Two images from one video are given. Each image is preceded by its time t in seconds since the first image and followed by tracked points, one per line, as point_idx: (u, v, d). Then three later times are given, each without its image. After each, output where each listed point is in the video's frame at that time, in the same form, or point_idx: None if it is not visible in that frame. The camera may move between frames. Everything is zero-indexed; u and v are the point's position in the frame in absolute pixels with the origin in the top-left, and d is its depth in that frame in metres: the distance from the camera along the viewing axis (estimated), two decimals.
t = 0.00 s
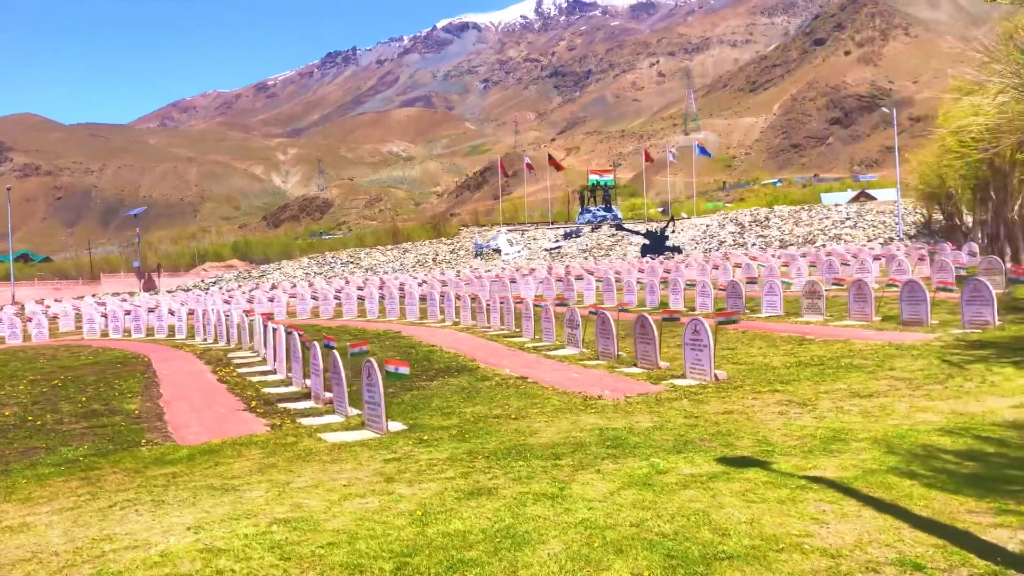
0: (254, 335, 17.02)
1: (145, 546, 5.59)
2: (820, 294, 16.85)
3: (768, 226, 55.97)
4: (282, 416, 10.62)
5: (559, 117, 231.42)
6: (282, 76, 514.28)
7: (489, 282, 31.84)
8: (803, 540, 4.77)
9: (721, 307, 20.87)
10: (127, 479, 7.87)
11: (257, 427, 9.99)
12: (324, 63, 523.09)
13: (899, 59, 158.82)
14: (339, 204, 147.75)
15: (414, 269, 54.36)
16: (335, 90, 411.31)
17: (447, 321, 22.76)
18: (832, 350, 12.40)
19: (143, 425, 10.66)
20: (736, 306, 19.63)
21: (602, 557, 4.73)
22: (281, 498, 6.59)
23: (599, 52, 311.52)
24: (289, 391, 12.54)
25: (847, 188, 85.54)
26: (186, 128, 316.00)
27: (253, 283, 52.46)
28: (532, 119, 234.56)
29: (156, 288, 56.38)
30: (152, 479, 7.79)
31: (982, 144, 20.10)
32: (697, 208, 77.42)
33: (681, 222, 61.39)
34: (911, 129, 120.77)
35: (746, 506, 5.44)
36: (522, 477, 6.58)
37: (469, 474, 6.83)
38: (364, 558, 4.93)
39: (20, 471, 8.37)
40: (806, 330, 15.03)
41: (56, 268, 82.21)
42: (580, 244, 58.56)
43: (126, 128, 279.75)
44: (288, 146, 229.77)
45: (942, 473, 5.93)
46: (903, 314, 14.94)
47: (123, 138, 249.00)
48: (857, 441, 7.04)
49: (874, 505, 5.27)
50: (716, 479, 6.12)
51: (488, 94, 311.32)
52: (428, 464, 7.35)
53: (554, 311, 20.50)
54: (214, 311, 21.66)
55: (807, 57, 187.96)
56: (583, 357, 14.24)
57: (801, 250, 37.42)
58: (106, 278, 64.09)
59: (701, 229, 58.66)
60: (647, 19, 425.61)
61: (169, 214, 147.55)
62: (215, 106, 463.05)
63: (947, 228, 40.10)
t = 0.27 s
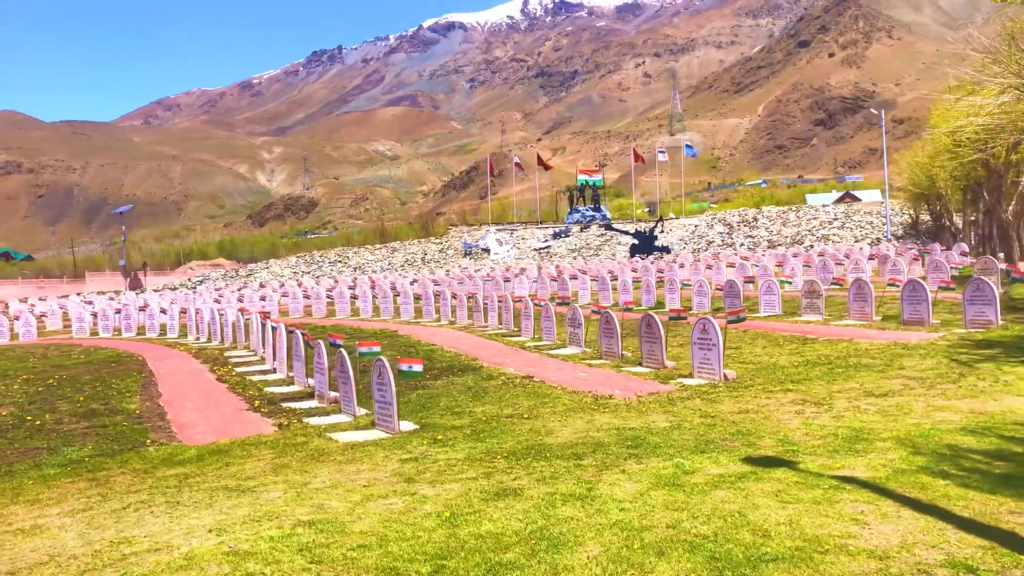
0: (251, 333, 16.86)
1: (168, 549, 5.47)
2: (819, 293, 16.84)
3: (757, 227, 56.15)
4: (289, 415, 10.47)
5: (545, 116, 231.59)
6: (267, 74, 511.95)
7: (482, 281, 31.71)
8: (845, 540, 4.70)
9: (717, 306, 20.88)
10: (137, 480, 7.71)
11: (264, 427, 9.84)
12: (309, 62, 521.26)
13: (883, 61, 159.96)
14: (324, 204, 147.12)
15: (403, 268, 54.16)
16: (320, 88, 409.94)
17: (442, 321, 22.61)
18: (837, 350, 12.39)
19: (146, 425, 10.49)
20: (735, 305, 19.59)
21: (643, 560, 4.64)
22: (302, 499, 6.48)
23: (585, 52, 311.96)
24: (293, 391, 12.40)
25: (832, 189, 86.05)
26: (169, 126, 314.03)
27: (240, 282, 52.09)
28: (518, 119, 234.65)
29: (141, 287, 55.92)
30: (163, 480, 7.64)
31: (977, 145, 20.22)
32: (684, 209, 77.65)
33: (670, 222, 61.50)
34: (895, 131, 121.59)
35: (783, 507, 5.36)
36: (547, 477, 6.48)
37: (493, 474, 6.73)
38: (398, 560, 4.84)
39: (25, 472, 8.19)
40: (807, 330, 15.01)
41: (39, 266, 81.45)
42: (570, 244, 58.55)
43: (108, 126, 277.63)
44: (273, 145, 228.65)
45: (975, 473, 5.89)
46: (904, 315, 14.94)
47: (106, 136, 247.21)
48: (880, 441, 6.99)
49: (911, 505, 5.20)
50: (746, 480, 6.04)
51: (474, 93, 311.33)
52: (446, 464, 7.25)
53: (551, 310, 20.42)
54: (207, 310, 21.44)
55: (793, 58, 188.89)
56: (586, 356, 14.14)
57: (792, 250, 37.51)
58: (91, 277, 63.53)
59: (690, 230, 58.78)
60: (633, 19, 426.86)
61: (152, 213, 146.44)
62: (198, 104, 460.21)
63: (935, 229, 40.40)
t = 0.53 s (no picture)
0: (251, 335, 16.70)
1: (193, 553, 5.32)
2: (824, 294, 16.76)
3: (750, 229, 56.20)
4: (298, 416, 10.29)
5: (535, 120, 231.83)
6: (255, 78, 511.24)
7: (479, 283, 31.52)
8: (897, 542, 4.56)
9: (718, 307, 20.79)
10: (150, 483, 7.53)
11: (275, 428, 9.64)
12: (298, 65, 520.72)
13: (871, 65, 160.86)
14: (313, 207, 146.54)
15: (395, 272, 53.92)
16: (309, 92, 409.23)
17: (442, 322, 22.47)
18: (850, 349, 12.29)
19: (152, 427, 10.29)
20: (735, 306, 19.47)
21: (695, 562, 4.49)
22: (325, 500, 6.34)
23: (575, 55, 312.74)
24: (298, 393, 12.23)
25: (822, 192, 86.38)
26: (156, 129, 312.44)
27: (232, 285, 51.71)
28: (507, 122, 234.81)
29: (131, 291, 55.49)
30: (176, 481, 7.49)
31: (979, 146, 20.19)
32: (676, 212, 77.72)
33: (663, 225, 61.55)
34: (883, 135, 122.21)
35: (828, 507, 5.20)
36: (577, 477, 6.32)
37: (516, 474, 6.58)
38: (440, 563, 4.68)
39: (34, 475, 8.00)
40: (815, 329, 14.91)
41: (27, 271, 80.79)
42: (563, 246, 58.43)
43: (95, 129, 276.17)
44: (261, 148, 227.87)
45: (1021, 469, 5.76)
46: (913, 314, 14.85)
47: (93, 140, 245.85)
48: (914, 438, 6.84)
49: (960, 508, 5.05)
50: (783, 479, 5.90)
51: (464, 96, 311.45)
52: (471, 465, 7.09)
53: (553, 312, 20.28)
54: (205, 312, 21.19)
55: (781, 62, 189.88)
56: (594, 357, 14.01)
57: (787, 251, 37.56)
58: (81, 280, 63.01)
59: (683, 232, 58.80)
60: (621, 23, 428.70)
61: (141, 217, 145.50)
62: (186, 107, 458.25)
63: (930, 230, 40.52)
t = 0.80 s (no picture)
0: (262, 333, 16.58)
1: (232, 555, 5.19)
2: (838, 291, 16.67)
3: (752, 227, 56.09)
4: (318, 415, 10.18)
5: (533, 117, 231.58)
6: (253, 75, 510.60)
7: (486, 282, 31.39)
8: (966, 547, 4.43)
9: (729, 304, 20.70)
10: (175, 482, 7.43)
11: (296, 427, 9.52)
12: (296, 62, 520.11)
13: (869, 64, 160.85)
14: (311, 205, 146.22)
15: (397, 269, 53.77)
16: (306, 89, 408.60)
17: (450, 321, 22.33)
18: (871, 347, 12.19)
19: (170, 426, 10.17)
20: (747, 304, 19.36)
21: (758, 567, 4.34)
22: (359, 501, 6.21)
23: (573, 53, 312.38)
24: (314, 392, 12.13)
25: (823, 190, 86.34)
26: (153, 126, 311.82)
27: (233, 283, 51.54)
28: (506, 120, 234.65)
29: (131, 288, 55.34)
30: (199, 482, 7.37)
31: (992, 143, 20.06)
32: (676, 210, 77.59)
33: (665, 222, 61.42)
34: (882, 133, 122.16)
35: (884, 509, 5.07)
36: (618, 477, 6.18)
37: (554, 474, 6.45)
38: (491, 568, 4.55)
39: (56, 475, 7.87)
40: (832, 328, 14.79)
41: (26, 267, 80.60)
42: (565, 244, 58.31)
43: (92, 126, 275.58)
44: (259, 145, 227.48)
45: None
46: (930, 313, 14.76)
47: (90, 137, 245.53)
48: (958, 439, 6.71)
49: None
50: (831, 479, 5.77)
51: (462, 94, 311.17)
52: (504, 465, 6.96)
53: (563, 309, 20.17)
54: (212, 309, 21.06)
55: (779, 59, 189.81)
56: (610, 355, 13.90)
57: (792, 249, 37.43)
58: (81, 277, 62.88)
59: (685, 230, 58.69)
60: (620, 20, 428.47)
61: (138, 214, 145.10)
62: (184, 104, 457.53)
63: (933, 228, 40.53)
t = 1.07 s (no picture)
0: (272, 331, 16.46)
1: (275, 553, 5.09)
2: (851, 287, 16.61)
3: (753, 225, 56.04)
4: (338, 412, 10.08)
5: (530, 116, 231.44)
6: (249, 74, 509.72)
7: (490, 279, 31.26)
8: None
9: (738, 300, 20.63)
10: (201, 480, 7.31)
11: (318, 424, 9.41)
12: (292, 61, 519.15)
13: (866, 62, 160.85)
14: (308, 204, 145.84)
15: (397, 268, 53.62)
16: (302, 88, 407.87)
17: (457, 318, 22.20)
18: (891, 343, 12.10)
19: (188, 424, 10.07)
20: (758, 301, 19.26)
21: (822, 563, 4.24)
22: (397, 498, 6.11)
23: (570, 51, 312.16)
24: (330, 389, 12.02)
25: (821, 188, 86.35)
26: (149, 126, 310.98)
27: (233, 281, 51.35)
28: (502, 119, 234.50)
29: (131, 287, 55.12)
30: (226, 479, 7.27)
31: (1003, 139, 19.98)
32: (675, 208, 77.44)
33: (665, 221, 61.33)
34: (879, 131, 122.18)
35: (944, 506, 4.97)
36: (659, 474, 6.07)
37: (592, 470, 6.34)
38: (548, 565, 4.44)
39: (79, 472, 7.78)
40: (848, 323, 14.73)
41: (22, 266, 80.27)
42: (565, 243, 58.19)
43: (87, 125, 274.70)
44: (255, 144, 227.00)
45: None
46: (945, 309, 14.69)
47: (86, 135, 244.79)
48: (1001, 435, 6.62)
49: None
50: (879, 475, 5.66)
51: (458, 93, 310.84)
52: (539, 461, 6.85)
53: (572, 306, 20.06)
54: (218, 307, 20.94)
55: (776, 58, 189.85)
56: (626, 352, 13.81)
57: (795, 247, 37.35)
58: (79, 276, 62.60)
59: (685, 228, 58.64)
60: (616, 19, 428.35)
61: (134, 213, 144.62)
62: (179, 103, 456.52)
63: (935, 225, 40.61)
